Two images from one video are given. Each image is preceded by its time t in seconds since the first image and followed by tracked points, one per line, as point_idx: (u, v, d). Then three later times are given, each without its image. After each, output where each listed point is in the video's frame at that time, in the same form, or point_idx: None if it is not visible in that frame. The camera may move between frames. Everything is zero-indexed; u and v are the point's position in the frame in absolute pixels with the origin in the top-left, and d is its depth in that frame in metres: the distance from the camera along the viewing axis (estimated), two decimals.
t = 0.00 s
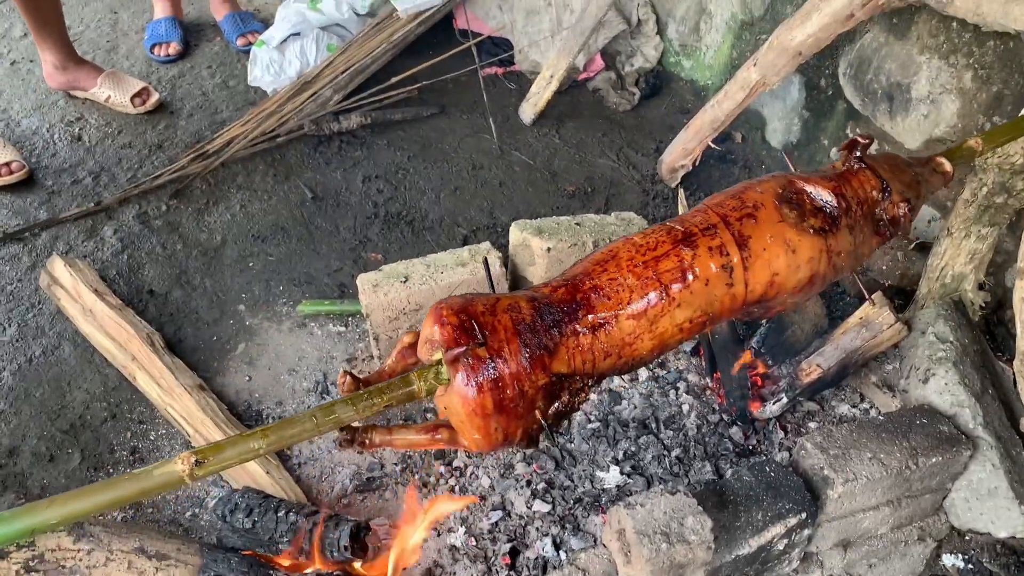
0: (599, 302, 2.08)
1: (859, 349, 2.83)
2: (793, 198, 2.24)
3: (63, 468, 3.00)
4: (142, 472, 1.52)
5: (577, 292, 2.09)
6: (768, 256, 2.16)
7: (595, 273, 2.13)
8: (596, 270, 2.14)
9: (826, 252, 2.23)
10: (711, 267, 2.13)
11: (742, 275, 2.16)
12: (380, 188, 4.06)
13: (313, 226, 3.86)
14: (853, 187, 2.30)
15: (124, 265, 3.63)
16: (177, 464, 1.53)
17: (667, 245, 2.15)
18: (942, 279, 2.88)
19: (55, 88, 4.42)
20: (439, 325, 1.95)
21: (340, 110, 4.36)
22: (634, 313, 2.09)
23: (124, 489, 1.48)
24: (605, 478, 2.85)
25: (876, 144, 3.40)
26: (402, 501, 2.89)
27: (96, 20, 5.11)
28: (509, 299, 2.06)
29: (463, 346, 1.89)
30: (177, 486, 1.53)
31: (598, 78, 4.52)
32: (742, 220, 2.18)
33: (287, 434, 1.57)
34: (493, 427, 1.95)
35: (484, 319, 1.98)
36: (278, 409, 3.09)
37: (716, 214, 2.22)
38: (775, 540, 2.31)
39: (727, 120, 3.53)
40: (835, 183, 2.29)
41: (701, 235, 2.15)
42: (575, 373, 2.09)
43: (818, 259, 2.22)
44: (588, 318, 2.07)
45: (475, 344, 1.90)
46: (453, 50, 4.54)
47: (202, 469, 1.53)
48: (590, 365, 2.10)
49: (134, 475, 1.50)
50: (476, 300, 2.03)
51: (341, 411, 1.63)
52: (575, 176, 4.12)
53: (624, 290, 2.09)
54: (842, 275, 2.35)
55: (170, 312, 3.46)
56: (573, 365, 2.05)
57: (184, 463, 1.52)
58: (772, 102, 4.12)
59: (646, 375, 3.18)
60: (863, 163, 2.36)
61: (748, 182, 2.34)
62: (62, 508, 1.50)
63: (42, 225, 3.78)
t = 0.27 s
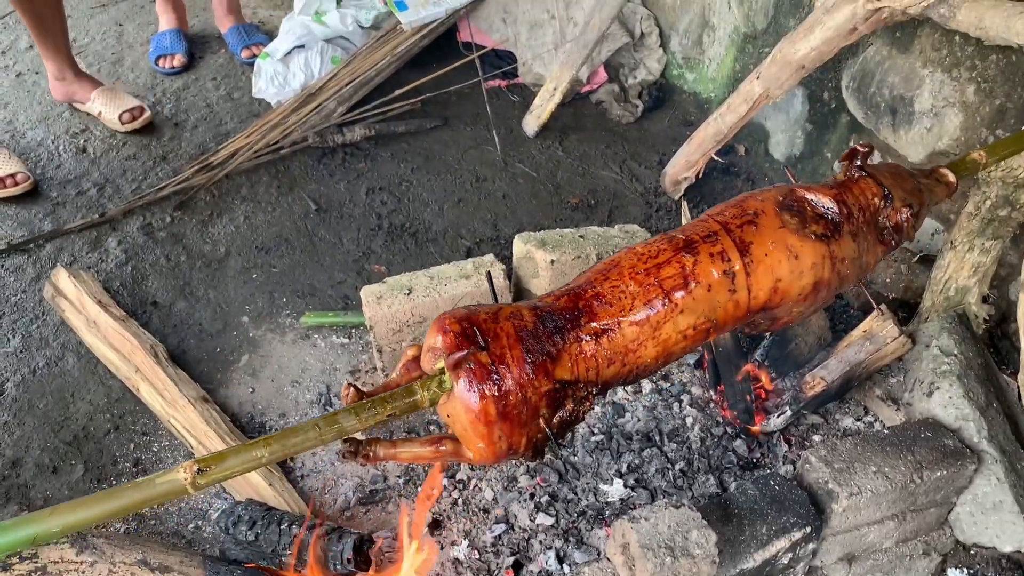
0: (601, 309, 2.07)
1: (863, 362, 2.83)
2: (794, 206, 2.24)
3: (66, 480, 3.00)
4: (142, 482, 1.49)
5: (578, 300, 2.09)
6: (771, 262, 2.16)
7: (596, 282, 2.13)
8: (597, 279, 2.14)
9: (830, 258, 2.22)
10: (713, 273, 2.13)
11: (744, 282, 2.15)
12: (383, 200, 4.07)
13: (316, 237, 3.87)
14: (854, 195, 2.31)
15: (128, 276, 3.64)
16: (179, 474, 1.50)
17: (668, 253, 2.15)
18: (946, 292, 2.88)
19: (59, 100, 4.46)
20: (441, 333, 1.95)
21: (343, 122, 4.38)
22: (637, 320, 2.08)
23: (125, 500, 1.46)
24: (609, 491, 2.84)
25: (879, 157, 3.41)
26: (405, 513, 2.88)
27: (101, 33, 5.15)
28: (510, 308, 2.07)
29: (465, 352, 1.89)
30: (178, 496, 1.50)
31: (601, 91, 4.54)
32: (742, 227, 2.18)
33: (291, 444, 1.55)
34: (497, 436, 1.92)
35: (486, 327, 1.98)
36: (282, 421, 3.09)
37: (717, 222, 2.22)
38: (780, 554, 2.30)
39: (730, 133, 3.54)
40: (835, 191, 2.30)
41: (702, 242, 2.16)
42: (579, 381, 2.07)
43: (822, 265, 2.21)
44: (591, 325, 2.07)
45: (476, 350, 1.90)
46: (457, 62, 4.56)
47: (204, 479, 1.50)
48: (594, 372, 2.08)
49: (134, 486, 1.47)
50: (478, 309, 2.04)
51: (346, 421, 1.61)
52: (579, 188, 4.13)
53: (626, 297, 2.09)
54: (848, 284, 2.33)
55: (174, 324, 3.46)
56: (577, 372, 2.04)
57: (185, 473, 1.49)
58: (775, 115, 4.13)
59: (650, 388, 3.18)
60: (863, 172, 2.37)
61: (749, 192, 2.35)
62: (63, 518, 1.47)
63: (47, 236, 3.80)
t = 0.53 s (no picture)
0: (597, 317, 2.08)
1: (862, 376, 2.83)
2: (788, 214, 2.25)
3: (63, 493, 2.99)
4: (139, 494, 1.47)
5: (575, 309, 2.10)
6: (767, 268, 2.16)
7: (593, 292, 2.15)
8: (593, 289, 2.16)
9: (826, 264, 2.22)
10: (709, 280, 2.13)
11: (741, 288, 2.14)
12: (382, 212, 4.08)
13: (315, 249, 3.88)
14: (848, 203, 2.31)
15: (126, 288, 3.64)
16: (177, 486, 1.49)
17: (663, 262, 2.16)
18: (944, 305, 2.89)
19: (59, 111, 4.47)
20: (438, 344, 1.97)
21: (342, 134, 4.39)
22: (634, 327, 2.08)
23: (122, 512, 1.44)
24: (608, 505, 2.83)
25: (877, 170, 3.42)
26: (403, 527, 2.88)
27: (101, 44, 5.16)
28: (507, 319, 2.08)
29: (462, 361, 1.89)
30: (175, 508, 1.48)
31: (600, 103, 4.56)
32: (737, 234, 2.19)
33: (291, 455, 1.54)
34: (496, 445, 1.91)
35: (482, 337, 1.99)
36: (280, 434, 3.08)
37: (712, 232, 2.24)
38: (779, 569, 2.29)
39: (728, 145, 3.55)
40: (828, 200, 2.31)
41: (697, 250, 2.17)
42: (578, 390, 2.06)
43: (819, 272, 2.20)
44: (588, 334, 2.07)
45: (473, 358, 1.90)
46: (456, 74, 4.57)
47: (202, 490, 1.49)
48: (593, 381, 2.08)
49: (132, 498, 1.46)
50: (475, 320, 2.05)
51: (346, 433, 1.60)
52: (577, 200, 4.14)
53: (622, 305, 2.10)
54: (848, 292, 2.32)
55: (173, 336, 3.46)
56: (575, 381, 2.03)
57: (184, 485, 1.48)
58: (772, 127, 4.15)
59: (649, 401, 3.18)
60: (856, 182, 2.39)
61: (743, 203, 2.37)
62: (59, 531, 1.44)
63: (45, 247, 3.79)
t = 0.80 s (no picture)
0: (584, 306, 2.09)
1: (855, 378, 2.83)
2: (771, 202, 2.27)
3: (55, 499, 2.97)
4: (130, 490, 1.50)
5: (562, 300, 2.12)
6: (752, 253, 2.16)
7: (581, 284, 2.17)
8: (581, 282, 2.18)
9: (813, 248, 2.21)
10: (694, 266, 2.14)
11: (727, 273, 2.15)
12: (376, 216, 4.07)
13: (308, 253, 3.87)
14: (832, 190, 2.32)
15: (119, 292, 3.63)
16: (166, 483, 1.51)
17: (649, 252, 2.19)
18: (936, 308, 2.90)
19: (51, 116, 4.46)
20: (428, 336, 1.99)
21: (336, 138, 4.38)
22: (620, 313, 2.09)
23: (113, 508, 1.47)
24: (602, 508, 2.82)
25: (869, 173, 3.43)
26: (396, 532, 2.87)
27: (94, 48, 5.15)
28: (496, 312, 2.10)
29: (448, 346, 1.91)
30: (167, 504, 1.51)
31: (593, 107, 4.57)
32: (720, 223, 2.21)
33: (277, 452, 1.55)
34: (486, 433, 1.89)
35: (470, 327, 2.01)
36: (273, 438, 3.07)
37: (697, 223, 2.27)
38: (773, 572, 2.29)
39: (721, 149, 3.56)
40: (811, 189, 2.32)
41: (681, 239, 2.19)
42: (567, 377, 2.04)
43: (807, 255, 2.19)
44: (575, 321, 2.08)
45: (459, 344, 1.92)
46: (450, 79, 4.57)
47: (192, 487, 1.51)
48: (583, 368, 2.07)
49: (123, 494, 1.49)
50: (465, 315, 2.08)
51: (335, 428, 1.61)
52: (571, 203, 4.15)
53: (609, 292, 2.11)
54: (841, 279, 2.29)
55: (166, 340, 3.45)
56: (564, 367, 2.03)
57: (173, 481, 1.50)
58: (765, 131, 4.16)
59: (643, 404, 3.17)
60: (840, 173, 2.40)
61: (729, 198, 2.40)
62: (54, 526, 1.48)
63: (37, 252, 3.78)
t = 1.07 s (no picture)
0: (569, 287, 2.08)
1: (848, 374, 2.85)
2: (752, 184, 2.28)
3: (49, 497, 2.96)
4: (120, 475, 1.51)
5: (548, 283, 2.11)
6: (736, 228, 2.15)
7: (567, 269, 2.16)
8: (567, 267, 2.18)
9: (798, 224, 2.19)
10: (679, 243, 2.13)
11: (712, 248, 2.13)
12: (370, 214, 4.07)
13: (303, 252, 3.87)
14: (814, 172, 2.33)
15: (113, 291, 3.62)
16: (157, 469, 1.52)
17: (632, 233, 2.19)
18: (930, 304, 2.91)
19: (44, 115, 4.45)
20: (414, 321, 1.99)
21: (330, 136, 4.38)
22: (607, 291, 2.07)
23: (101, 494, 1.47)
24: (596, 505, 2.83)
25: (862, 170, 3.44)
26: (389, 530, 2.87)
27: (87, 47, 5.14)
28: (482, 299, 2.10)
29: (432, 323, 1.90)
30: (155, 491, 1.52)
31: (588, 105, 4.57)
32: (702, 204, 2.22)
33: (269, 439, 1.56)
34: (475, 409, 1.85)
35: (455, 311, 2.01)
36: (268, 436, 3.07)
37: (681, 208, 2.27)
38: (767, 568, 2.29)
39: (716, 147, 3.56)
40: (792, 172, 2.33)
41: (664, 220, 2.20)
42: (556, 354, 2.00)
43: (791, 229, 2.18)
44: (561, 300, 2.06)
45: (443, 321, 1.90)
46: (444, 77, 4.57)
47: (182, 473, 1.52)
48: (571, 345, 2.03)
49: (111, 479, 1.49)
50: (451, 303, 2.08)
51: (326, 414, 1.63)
52: (565, 201, 4.15)
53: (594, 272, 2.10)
54: (832, 256, 2.26)
55: (160, 339, 3.44)
56: (552, 343, 1.99)
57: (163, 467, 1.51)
58: (759, 129, 4.17)
59: (637, 401, 3.18)
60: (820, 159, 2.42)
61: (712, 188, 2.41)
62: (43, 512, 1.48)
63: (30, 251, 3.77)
